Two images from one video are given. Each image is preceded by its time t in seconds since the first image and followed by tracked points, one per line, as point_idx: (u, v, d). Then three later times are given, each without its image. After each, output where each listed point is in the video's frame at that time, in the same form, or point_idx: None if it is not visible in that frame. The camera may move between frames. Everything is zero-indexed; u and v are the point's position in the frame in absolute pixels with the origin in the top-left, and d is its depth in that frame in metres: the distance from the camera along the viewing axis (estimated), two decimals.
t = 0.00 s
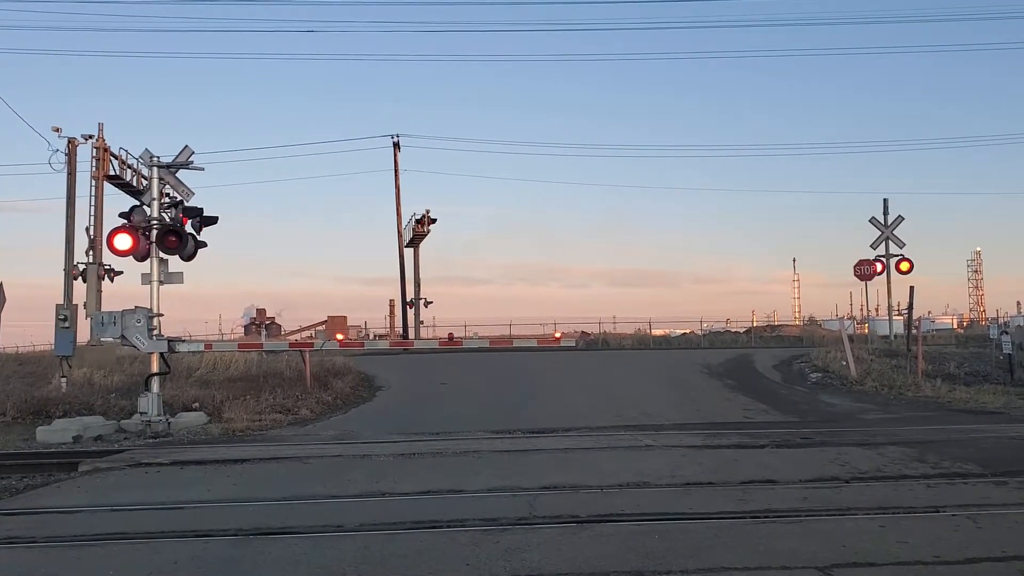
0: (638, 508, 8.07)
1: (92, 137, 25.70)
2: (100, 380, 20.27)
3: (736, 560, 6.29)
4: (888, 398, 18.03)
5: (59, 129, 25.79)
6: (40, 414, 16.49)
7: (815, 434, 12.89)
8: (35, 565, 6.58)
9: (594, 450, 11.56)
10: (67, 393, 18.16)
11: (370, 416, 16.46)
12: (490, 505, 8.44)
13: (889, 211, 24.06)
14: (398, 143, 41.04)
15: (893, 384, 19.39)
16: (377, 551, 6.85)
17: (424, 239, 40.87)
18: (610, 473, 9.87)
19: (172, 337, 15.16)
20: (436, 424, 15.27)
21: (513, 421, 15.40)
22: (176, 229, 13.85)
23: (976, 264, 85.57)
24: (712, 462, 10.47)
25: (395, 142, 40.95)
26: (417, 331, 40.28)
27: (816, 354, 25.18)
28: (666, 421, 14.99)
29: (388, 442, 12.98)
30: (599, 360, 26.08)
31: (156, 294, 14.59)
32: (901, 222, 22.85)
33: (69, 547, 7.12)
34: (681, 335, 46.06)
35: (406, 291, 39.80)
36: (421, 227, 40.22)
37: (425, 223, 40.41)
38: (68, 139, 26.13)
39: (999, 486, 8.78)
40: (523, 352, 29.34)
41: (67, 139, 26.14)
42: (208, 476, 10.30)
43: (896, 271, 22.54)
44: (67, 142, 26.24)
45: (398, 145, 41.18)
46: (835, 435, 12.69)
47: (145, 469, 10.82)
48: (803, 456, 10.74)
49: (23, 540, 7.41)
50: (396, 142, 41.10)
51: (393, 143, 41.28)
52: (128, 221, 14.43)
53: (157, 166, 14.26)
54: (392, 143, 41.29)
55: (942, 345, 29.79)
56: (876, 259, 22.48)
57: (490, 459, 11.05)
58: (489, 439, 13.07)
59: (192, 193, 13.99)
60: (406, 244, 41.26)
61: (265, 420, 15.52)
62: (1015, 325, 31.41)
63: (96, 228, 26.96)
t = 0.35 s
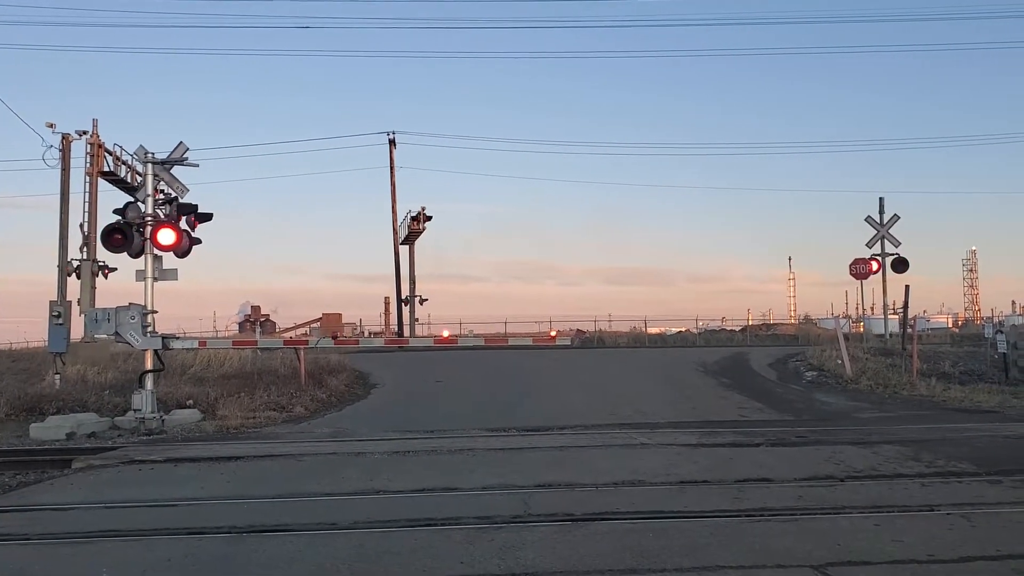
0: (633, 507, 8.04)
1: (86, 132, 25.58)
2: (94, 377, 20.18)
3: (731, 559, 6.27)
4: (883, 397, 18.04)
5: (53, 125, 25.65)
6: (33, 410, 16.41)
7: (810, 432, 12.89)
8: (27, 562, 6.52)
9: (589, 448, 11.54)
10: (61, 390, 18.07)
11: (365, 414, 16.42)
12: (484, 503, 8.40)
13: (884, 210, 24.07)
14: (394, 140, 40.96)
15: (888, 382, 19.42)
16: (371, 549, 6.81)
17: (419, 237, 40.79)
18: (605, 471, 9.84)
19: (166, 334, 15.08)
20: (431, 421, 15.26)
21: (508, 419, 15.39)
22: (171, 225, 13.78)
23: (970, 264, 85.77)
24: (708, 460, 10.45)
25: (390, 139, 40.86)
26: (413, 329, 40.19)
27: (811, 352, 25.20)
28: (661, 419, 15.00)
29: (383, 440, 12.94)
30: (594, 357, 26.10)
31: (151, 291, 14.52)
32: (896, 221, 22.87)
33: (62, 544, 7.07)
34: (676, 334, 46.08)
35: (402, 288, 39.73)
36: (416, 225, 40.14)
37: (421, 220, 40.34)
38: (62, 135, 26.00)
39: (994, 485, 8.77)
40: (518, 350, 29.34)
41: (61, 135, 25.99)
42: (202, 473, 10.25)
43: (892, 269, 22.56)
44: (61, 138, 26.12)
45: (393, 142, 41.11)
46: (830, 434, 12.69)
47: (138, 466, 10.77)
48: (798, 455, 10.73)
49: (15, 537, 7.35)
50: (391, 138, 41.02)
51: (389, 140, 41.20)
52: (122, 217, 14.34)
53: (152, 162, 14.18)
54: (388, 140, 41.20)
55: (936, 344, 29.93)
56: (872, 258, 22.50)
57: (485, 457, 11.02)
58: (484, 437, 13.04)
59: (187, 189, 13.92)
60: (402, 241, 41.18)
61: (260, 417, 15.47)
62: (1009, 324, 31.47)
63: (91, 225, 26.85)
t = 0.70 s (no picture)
0: (617, 504, 8.03)
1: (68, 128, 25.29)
2: (76, 375, 19.95)
3: (715, 556, 6.26)
4: (866, 395, 18.15)
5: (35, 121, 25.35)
6: (14, 408, 16.20)
7: (794, 430, 12.94)
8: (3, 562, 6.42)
9: (574, 446, 11.53)
10: (42, 388, 17.86)
11: (350, 412, 16.34)
12: (468, 501, 8.36)
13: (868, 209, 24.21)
14: (379, 137, 40.78)
15: (871, 380, 19.54)
16: (354, 547, 6.76)
17: (404, 234, 40.65)
18: (589, 469, 9.84)
19: (149, 332, 14.93)
20: (415, 419, 15.19)
21: (493, 417, 15.35)
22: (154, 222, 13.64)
23: (953, 263, 86.55)
24: (693, 458, 10.45)
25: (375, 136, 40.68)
26: (397, 326, 40.08)
27: (795, 350, 25.31)
28: (646, 418, 15.01)
29: (367, 439, 12.85)
30: (579, 355, 26.12)
31: (133, 288, 14.37)
32: (879, 220, 23.02)
33: (41, 544, 6.97)
34: (661, 332, 46.22)
35: (386, 286, 39.59)
36: (401, 222, 40.01)
37: (406, 217, 40.19)
38: (43, 131, 25.70)
39: (975, 483, 8.83)
40: (503, 347, 29.34)
41: (43, 131, 25.69)
42: (184, 472, 10.14)
43: (875, 268, 22.71)
44: (43, 134, 25.81)
45: (378, 139, 40.93)
46: (814, 431, 12.75)
47: (120, 464, 10.65)
48: (781, 452, 10.77)
49: None
50: (376, 135, 40.84)
51: (374, 137, 41.02)
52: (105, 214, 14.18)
53: (135, 158, 14.02)
54: (373, 137, 41.03)
55: (918, 343, 30.16)
56: (855, 257, 22.64)
57: (469, 455, 10.97)
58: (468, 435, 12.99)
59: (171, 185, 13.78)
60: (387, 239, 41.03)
61: (243, 415, 15.34)
62: (989, 323, 31.76)
63: (73, 221, 26.55)
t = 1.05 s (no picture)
0: (610, 503, 8.03)
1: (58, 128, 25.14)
2: (67, 375, 19.85)
3: (707, 554, 6.27)
4: (857, 392, 18.21)
5: (25, 120, 25.20)
6: (5, 409, 16.10)
7: (786, 428, 12.97)
8: None
9: (567, 445, 11.52)
10: (33, 388, 17.75)
11: (342, 411, 16.30)
12: (461, 500, 8.35)
13: (859, 207, 24.27)
14: (371, 136, 40.70)
15: (863, 378, 19.60)
16: (346, 547, 6.74)
17: (397, 234, 40.60)
18: (582, 468, 9.84)
19: (141, 332, 14.86)
20: (409, 419, 15.16)
21: (486, 416, 15.34)
22: (145, 221, 13.56)
23: (944, 261, 86.93)
24: (686, 457, 10.47)
25: (367, 135, 40.57)
26: (390, 326, 40.05)
27: (787, 348, 25.39)
28: (639, 416, 15.01)
29: (360, 438, 12.82)
30: (572, 354, 26.12)
31: (124, 288, 14.30)
32: (870, 218, 23.11)
33: (32, 544, 6.93)
34: (653, 330, 46.26)
35: (379, 285, 39.51)
36: (394, 222, 39.96)
37: (398, 217, 40.11)
38: (33, 130, 25.54)
39: (965, 480, 8.87)
40: (496, 347, 29.32)
41: (33, 130, 25.53)
42: (176, 472, 10.10)
43: (866, 266, 22.78)
44: (32, 134, 25.66)
45: (370, 138, 40.83)
46: (806, 429, 12.78)
47: (112, 465, 10.59)
48: (773, 450, 10.79)
49: None
50: (368, 134, 40.72)
51: (366, 136, 40.93)
52: (95, 213, 14.09)
53: (125, 158, 13.94)
54: (364, 136, 40.92)
55: (908, 340, 30.27)
56: (846, 255, 22.72)
57: (462, 455, 10.95)
58: (461, 434, 12.97)
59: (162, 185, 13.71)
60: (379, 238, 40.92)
61: (236, 415, 15.28)
62: (979, 320, 31.93)
63: (63, 221, 26.40)
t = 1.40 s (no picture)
0: (610, 502, 8.03)
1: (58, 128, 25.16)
2: (67, 376, 19.84)
3: (708, 553, 6.27)
4: (857, 391, 18.20)
5: (24, 121, 25.20)
6: (5, 410, 16.09)
7: (786, 427, 12.96)
8: None
9: (567, 444, 11.51)
10: (34, 388, 17.74)
11: (342, 411, 16.29)
12: (461, 500, 8.34)
13: (858, 205, 24.27)
14: (370, 136, 40.69)
15: (863, 377, 19.60)
16: (346, 546, 6.74)
17: (397, 234, 40.60)
18: (582, 467, 9.84)
19: (141, 333, 14.85)
20: (409, 418, 15.15)
21: (486, 416, 15.33)
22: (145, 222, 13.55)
23: (944, 260, 86.89)
24: (686, 456, 10.46)
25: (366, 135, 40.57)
26: (390, 326, 40.03)
27: (787, 347, 25.37)
28: (639, 416, 15.00)
29: (360, 438, 12.81)
30: (572, 354, 26.12)
31: (124, 288, 14.30)
32: (870, 216, 23.10)
33: (33, 544, 6.93)
34: (653, 329, 46.25)
35: (379, 285, 39.50)
36: (394, 221, 39.95)
37: (398, 217, 40.11)
38: (33, 130, 25.53)
39: (965, 478, 8.87)
40: (496, 346, 29.33)
41: (33, 131, 25.52)
42: (176, 472, 10.10)
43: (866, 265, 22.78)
44: (32, 134, 25.65)
45: (370, 138, 40.83)
46: (806, 428, 12.77)
47: (112, 465, 10.58)
48: (773, 449, 10.78)
49: None
50: (367, 135, 40.71)
51: (365, 136, 40.91)
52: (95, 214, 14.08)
53: (125, 158, 13.93)
54: (364, 136, 40.91)
55: (908, 339, 30.20)
56: (846, 254, 22.71)
57: (462, 454, 10.95)
58: (461, 433, 12.97)
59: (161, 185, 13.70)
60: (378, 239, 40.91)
61: (236, 415, 15.27)
62: (980, 319, 31.90)
63: (63, 221, 26.39)
